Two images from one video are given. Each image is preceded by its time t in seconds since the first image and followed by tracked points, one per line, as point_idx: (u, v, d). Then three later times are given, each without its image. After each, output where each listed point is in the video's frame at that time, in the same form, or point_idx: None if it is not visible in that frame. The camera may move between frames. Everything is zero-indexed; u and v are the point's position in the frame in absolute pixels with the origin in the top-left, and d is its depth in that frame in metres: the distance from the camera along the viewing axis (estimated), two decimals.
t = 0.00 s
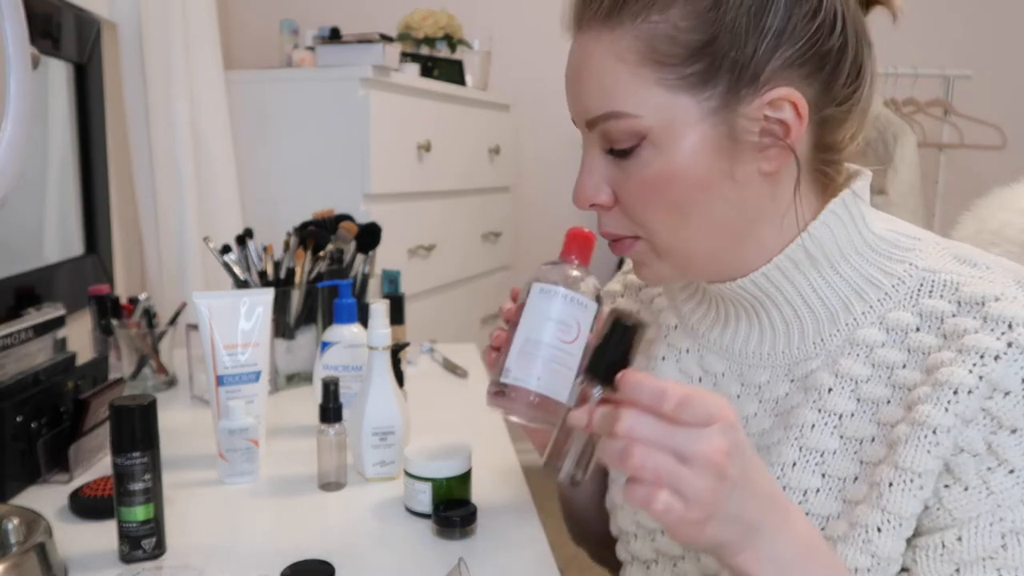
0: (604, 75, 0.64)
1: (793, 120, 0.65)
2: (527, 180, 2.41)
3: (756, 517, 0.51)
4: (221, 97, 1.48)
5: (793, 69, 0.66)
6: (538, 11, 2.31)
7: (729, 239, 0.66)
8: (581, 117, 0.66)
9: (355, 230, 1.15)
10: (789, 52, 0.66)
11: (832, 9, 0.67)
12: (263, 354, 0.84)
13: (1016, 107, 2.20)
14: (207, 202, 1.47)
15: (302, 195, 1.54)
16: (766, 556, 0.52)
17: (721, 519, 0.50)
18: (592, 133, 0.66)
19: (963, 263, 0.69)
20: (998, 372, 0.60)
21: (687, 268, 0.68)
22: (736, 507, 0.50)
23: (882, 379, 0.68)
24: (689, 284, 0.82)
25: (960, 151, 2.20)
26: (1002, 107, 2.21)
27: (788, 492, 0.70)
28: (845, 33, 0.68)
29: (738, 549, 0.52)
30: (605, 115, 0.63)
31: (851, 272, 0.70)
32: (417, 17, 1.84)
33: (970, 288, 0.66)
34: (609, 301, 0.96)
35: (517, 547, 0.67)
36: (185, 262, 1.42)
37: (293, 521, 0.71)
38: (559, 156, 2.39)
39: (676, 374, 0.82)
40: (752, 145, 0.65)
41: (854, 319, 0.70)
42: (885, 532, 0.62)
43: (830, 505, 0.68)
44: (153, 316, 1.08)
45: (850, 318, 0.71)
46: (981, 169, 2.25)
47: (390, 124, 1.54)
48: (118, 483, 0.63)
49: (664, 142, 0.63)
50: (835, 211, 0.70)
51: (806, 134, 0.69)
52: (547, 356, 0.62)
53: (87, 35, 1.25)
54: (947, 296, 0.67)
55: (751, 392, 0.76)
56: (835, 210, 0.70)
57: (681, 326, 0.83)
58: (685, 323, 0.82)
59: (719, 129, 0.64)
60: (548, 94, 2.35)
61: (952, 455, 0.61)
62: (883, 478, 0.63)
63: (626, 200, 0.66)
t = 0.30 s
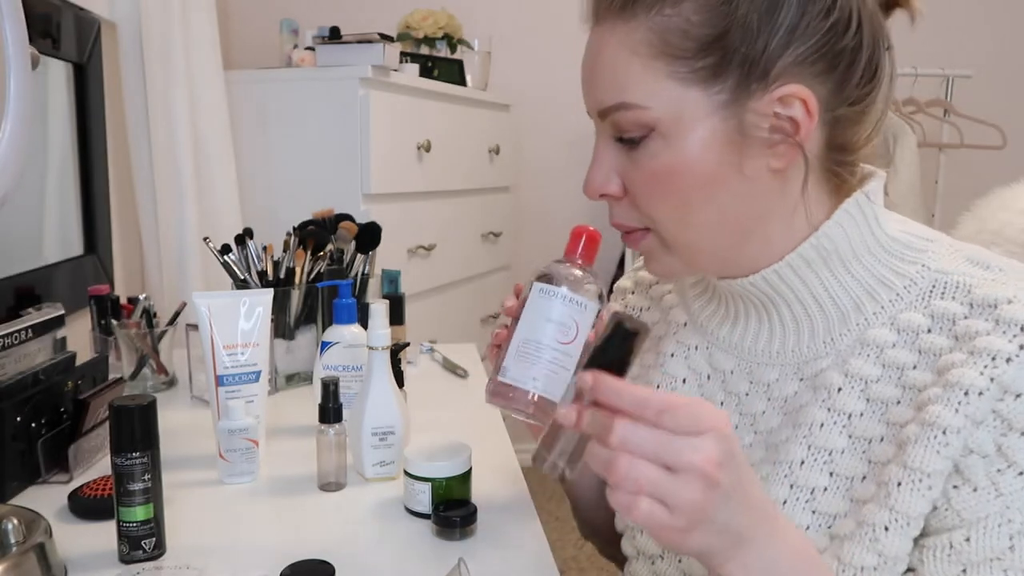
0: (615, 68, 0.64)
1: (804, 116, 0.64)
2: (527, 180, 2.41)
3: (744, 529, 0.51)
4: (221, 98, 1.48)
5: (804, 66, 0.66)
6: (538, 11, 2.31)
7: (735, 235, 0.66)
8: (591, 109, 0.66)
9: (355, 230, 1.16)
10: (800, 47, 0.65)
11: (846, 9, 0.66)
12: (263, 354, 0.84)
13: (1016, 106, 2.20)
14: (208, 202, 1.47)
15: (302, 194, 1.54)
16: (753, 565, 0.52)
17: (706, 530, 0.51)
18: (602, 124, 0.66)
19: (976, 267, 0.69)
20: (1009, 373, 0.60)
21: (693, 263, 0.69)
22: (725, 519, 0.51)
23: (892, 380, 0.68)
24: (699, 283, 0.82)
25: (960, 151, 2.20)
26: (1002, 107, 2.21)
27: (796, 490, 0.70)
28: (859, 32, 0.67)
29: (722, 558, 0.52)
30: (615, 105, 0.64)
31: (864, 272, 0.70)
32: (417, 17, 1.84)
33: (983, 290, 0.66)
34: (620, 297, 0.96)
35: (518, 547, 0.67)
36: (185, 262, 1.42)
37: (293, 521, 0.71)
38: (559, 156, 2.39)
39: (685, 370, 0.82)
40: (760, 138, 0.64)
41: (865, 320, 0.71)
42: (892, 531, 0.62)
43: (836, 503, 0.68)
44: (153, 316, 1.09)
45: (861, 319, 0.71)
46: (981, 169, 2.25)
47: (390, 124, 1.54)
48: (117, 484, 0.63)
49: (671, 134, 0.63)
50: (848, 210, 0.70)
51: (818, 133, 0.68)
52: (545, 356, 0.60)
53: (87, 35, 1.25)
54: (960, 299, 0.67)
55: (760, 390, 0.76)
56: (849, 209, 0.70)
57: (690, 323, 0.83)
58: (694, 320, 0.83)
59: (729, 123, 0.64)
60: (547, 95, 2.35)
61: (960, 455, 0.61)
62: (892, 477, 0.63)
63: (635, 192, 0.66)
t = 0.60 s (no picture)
0: (684, 32, 0.63)
1: (868, 98, 0.64)
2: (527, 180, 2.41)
3: (586, 439, 0.56)
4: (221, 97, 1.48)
5: (874, 50, 0.66)
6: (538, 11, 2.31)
7: (787, 213, 0.66)
8: (652, 74, 0.65)
9: (355, 230, 1.15)
10: (870, 31, 0.65)
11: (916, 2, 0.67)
12: (263, 354, 0.84)
13: (1016, 106, 2.20)
14: (208, 201, 1.47)
15: (302, 194, 1.54)
16: (592, 468, 0.55)
17: (542, 429, 0.56)
18: (661, 91, 0.65)
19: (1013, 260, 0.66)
20: (1006, 329, 0.58)
21: (736, 241, 0.68)
22: (557, 418, 0.56)
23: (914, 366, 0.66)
24: (736, 273, 0.82)
25: (960, 151, 2.20)
26: (1003, 107, 2.21)
27: (820, 476, 0.69)
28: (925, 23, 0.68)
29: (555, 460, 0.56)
30: (679, 71, 0.63)
31: (895, 266, 0.68)
32: (417, 17, 1.84)
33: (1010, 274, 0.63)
34: (656, 273, 0.95)
35: (519, 547, 0.67)
36: (185, 262, 1.42)
37: (293, 521, 0.71)
38: (559, 156, 2.39)
39: (711, 354, 0.81)
40: (821, 117, 0.64)
41: (894, 312, 0.68)
42: (869, 476, 0.60)
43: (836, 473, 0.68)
44: (153, 316, 1.09)
45: (891, 311, 0.68)
46: (981, 169, 2.25)
47: (390, 124, 1.54)
48: (117, 484, 0.63)
49: (734, 106, 0.63)
50: (885, 202, 0.68)
51: (877, 121, 0.68)
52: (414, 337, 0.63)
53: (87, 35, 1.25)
54: (985, 285, 0.64)
55: (785, 378, 0.75)
56: (887, 201, 0.68)
57: (721, 309, 0.82)
58: (725, 305, 0.82)
59: (793, 97, 0.63)
60: (547, 95, 2.35)
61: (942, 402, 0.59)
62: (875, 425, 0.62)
63: (688, 162, 0.65)
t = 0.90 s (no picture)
0: (741, 7, 0.61)
1: (920, 91, 0.63)
2: (527, 179, 2.41)
3: (430, 412, 0.50)
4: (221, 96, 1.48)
5: (929, 42, 0.65)
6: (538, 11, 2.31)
7: (829, 199, 0.63)
8: (700, 52, 0.63)
9: (355, 230, 1.16)
10: (925, 25, 0.64)
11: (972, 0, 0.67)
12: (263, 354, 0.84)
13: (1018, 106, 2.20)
14: (208, 201, 1.46)
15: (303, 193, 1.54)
16: (431, 436, 0.50)
17: (384, 410, 0.50)
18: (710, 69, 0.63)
19: None
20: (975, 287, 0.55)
21: (771, 229, 0.65)
22: (394, 401, 0.50)
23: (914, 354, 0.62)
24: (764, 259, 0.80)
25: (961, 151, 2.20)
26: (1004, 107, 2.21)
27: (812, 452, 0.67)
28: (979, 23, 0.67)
29: (395, 435, 0.49)
30: (733, 48, 0.61)
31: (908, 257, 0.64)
32: (417, 17, 1.84)
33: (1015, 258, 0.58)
34: (687, 245, 0.94)
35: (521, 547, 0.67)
36: (185, 262, 1.42)
37: (293, 520, 0.71)
38: (560, 155, 2.38)
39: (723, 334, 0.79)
40: (870, 106, 0.63)
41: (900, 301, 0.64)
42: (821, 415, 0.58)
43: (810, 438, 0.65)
44: (152, 316, 1.09)
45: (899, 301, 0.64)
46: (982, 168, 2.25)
47: (390, 123, 1.54)
48: (117, 484, 0.63)
49: (788, 88, 0.61)
50: (909, 196, 0.64)
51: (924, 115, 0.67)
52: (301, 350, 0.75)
53: (87, 35, 1.25)
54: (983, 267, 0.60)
55: (789, 363, 0.72)
56: (911, 195, 0.64)
57: (742, 290, 0.80)
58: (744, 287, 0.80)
59: (846, 84, 0.62)
60: (548, 95, 2.35)
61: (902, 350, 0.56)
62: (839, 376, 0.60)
63: (732, 141, 0.63)
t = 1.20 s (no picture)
0: (761, 3, 0.59)
1: (933, 88, 0.65)
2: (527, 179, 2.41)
3: (389, 454, 0.53)
4: (220, 96, 1.48)
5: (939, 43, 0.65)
6: (538, 11, 2.31)
7: (843, 198, 0.63)
8: (715, 45, 0.62)
9: (355, 230, 1.16)
10: (930, 26, 0.65)
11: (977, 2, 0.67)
12: (263, 354, 0.84)
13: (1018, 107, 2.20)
14: (207, 201, 1.46)
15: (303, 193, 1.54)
16: (395, 479, 0.53)
17: (346, 459, 0.53)
18: (726, 63, 0.62)
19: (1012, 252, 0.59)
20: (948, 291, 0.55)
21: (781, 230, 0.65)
22: (355, 448, 0.53)
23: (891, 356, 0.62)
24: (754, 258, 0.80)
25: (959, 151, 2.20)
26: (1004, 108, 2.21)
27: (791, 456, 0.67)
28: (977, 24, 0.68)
29: (356, 479, 0.53)
30: (753, 42, 0.60)
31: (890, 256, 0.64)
32: (417, 17, 1.84)
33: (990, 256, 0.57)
34: (678, 245, 0.94)
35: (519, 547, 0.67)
36: (185, 262, 1.42)
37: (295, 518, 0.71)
38: (559, 155, 2.38)
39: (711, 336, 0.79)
40: (886, 104, 0.63)
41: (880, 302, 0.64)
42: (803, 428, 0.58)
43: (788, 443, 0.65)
44: (152, 316, 1.09)
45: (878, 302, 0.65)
46: (981, 168, 2.25)
47: (390, 123, 1.54)
48: (117, 483, 0.63)
49: (811, 84, 0.60)
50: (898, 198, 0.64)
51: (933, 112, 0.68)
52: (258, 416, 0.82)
53: (87, 35, 1.25)
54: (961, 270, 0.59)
55: (775, 367, 0.72)
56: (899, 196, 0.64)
57: (731, 291, 0.80)
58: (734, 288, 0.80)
59: (867, 80, 0.62)
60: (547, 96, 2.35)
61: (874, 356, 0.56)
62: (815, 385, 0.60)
63: (749, 140, 0.62)
